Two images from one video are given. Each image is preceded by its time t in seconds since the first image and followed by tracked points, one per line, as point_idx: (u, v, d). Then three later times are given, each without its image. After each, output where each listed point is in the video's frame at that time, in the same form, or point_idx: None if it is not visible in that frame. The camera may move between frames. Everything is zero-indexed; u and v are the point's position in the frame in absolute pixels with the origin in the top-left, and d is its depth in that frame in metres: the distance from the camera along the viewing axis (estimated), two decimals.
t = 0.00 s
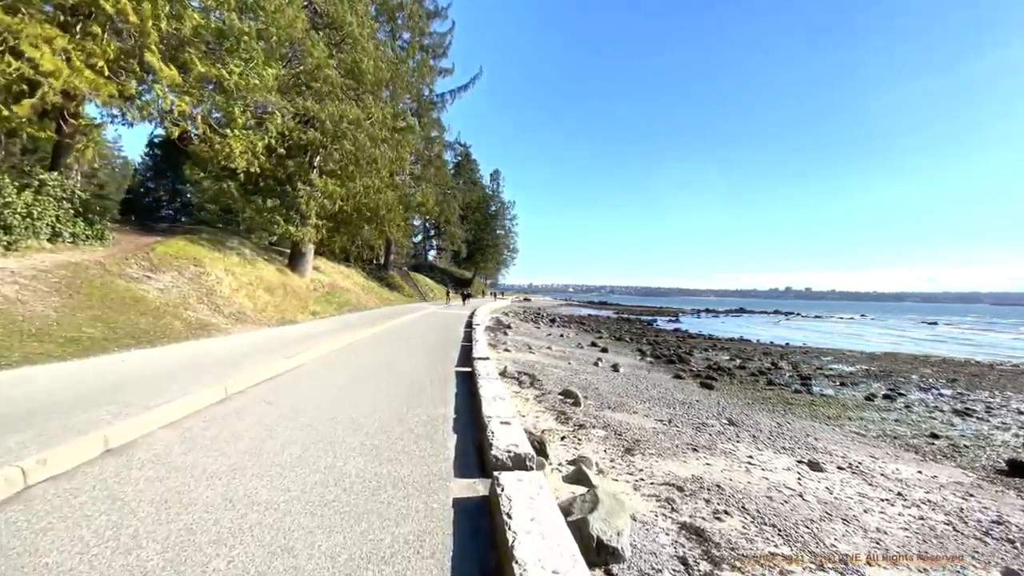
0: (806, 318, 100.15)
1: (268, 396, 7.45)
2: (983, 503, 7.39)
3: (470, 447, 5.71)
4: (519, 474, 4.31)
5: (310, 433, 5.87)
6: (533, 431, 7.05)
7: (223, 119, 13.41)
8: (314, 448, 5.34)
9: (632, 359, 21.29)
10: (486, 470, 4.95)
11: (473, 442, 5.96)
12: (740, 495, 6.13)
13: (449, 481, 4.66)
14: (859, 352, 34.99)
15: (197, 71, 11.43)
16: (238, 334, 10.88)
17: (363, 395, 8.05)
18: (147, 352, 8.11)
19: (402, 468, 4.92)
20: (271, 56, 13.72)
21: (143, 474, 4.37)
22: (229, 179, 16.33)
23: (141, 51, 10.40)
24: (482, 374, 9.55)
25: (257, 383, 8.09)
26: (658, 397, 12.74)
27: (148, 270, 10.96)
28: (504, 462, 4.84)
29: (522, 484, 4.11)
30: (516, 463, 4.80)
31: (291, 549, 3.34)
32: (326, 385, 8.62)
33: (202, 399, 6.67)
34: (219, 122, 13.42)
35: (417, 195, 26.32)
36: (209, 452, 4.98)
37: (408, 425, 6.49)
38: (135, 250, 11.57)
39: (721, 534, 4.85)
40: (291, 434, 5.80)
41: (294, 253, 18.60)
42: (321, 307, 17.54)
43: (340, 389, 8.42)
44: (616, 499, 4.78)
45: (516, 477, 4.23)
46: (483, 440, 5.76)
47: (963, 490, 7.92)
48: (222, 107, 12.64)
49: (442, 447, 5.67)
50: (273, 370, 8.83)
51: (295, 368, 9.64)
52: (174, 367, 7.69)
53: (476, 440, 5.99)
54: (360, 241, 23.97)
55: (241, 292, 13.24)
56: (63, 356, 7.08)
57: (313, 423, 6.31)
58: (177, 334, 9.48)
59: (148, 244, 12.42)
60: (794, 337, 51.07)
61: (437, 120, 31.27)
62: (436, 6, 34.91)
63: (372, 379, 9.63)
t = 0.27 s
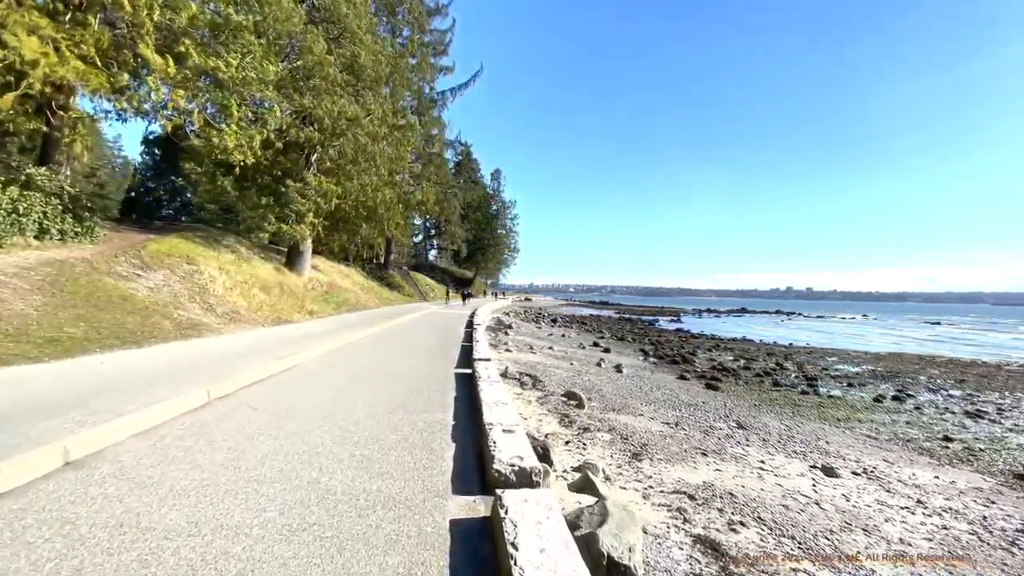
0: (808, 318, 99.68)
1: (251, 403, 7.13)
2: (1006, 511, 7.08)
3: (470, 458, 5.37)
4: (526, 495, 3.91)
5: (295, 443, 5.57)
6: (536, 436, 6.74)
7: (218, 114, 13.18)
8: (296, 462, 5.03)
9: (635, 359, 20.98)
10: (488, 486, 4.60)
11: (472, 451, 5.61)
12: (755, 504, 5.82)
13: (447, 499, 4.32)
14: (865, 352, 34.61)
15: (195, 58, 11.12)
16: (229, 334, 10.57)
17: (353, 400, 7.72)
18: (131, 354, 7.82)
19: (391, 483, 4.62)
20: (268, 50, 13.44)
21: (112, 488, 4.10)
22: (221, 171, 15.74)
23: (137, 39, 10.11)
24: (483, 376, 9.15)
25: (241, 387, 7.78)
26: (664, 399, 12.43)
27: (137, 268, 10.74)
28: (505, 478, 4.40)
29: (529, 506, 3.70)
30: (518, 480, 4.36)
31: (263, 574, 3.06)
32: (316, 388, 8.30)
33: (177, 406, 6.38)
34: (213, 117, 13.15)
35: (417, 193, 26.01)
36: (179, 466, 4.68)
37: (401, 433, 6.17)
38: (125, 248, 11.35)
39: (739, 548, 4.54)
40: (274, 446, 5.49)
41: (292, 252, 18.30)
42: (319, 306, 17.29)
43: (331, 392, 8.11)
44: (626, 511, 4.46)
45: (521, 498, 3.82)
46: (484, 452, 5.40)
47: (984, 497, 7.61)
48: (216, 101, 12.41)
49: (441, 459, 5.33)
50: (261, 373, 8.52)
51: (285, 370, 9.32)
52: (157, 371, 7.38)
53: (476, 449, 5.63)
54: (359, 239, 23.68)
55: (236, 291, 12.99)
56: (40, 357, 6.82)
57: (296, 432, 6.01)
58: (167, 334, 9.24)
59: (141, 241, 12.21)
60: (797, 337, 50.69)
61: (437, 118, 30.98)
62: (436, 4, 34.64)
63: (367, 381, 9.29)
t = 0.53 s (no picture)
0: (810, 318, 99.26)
1: (244, 408, 6.70)
2: None
3: (474, 473, 4.92)
4: (541, 531, 3.45)
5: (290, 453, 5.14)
6: (542, 445, 6.44)
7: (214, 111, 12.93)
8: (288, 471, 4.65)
9: (639, 361, 20.70)
10: (493, 506, 4.15)
11: (476, 466, 5.16)
12: (774, 517, 5.52)
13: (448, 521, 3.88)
14: (869, 352, 34.26)
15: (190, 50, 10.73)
16: (223, 338, 10.22)
17: (353, 406, 7.26)
18: (115, 360, 7.47)
19: (386, 497, 4.27)
20: (265, 44, 13.10)
21: (82, 502, 3.81)
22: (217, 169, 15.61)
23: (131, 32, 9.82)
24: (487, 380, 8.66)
25: (235, 394, 7.36)
26: (670, 402, 12.13)
27: (129, 268, 10.53)
28: (515, 506, 3.90)
29: (546, 546, 3.25)
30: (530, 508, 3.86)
31: None
32: (312, 394, 7.87)
33: (166, 413, 5.91)
34: (209, 114, 12.84)
35: (417, 193, 25.71)
36: (155, 482, 4.28)
37: (400, 443, 5.75)
38: (117, 247, 11.14)
39: (763, 568, 4.24)
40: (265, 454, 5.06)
41: (290, 253, 18.03)
42: (317, 307, 17.01)
43: (329, 399, 7.67)
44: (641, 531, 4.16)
45: (536, 535, 3.37)
46: (490, 466, 4.94)
47: (1008, 507, 7.32)
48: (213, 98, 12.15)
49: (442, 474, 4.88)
50: (255, 378, 8.10)
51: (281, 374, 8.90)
52: (143, 376, 7.02)
53: (480, 463, 5.18)
54: (359, 239, 23.40)
55: (231, 292, 12.76)
56: (18, 363, 6.53)
57: (293, 441, 5.53)
58: (156, 338, 8.96)
59: (133, 240, 12.05)
60: (800, 337, 50.39)
61: (437, 116, 30.65)
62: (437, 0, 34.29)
63: (365, 386, 8.86)
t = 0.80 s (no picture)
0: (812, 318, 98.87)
1: (233, 415, 6.38)
2: None
3: (479, 487, 4.44)
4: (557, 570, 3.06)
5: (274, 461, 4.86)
6: (547, 451, 6.17)
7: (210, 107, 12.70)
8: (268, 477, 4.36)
9: (642, 362, 20.42)
10: (500, 526, 3.66)
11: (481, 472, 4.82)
12: (794, 529, 5.25)
13: (450, 546, 3.42)
14: (874, 353, 33.94)
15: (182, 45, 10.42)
16: (216, 338, 9.99)
17: (346, 412, 6.93)
18: (101, 360, 7.26)
19: (379, 510, 3.89)
20: (262, 38, 12.80)
21: (46, 514, 3.52)
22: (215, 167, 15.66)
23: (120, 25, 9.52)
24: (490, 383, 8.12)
25: (225, 399, 7.03)
26: (677, 405, 11.85)
27: (119, 268, 10.32)
28: (527, 539, 3.33)
29: None
30: (545, 540, 3.28)
31: None
32: (305, 397, 7.51)
33: (149, 420, 5.58)
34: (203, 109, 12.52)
35: (417, 191, 25.39)
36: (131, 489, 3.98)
37: (395, 451, 5.38)
38: (107, 246, 10.92)
39: None
40: (248, 463, 4.78)
41: (288, 253, 17.74)
42: (315, 306, 16.71)
43: (323, 403, 7.32)
44: (657, 550, 3.88)
45: None
46: (497, 480, 4.45)
47: None
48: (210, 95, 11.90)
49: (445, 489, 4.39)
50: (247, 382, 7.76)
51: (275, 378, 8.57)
52: (128, 378, 6.82)
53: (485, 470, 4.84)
54: (358, 238, 23.11)
55: (226, 291, 12.51)
56: None
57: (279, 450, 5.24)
58: (145, 339, 8.68)
59: (126, 238, 11.93)
60: (803, 337, 50.09)
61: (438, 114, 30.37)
62: None
63: (362, 388, 8.50)
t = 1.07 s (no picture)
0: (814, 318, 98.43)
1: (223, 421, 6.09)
2: None
3: (479, 501, 4.10)
4: None
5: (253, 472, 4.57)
6: (551, 458, 5.89)
7: (203, 103, 12.45)
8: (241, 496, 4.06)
9: (645, 362, 20.13)
10: (508, 552, 3.31)
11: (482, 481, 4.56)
12: (814, 541, 4.99)
13: None
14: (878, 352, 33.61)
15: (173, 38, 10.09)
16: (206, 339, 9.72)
17: (338, 413, 6.62)
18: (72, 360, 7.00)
19: (368, 525, 3.62)
20: (257, 31, 12.51)
21: None
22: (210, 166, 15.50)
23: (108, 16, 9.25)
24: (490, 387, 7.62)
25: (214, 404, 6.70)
26: (682, 407, 11.56)
27: (107, 266, 10.11)
28: (538, 574, 2.96)
29: None
30: None
31: None
32: (299, 400, 7.23)
33: (122, 429, 5.30)
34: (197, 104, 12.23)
35: (417, 188, 25.03)
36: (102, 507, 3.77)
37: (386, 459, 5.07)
38: (96, 244, 10.71)
39: None
40: (226, 476, 4.49)
41: (285, 251, 17.53)
42: (313, 305, 16.48)
43: (316, 405, 7.03)
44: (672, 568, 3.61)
45: None
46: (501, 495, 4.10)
47: None
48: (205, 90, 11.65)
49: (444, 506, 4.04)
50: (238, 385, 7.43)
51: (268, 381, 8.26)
52: (112, 382, 6.54)
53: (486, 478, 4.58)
54: (357, 236, 22.85)
55: (218, 290, 12.29)
56: None
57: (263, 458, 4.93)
58: (131, 340, 8.42)
59: (116, 235, 11.72)
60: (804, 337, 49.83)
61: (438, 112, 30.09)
62: None
63: (357, 388, 8.20)
